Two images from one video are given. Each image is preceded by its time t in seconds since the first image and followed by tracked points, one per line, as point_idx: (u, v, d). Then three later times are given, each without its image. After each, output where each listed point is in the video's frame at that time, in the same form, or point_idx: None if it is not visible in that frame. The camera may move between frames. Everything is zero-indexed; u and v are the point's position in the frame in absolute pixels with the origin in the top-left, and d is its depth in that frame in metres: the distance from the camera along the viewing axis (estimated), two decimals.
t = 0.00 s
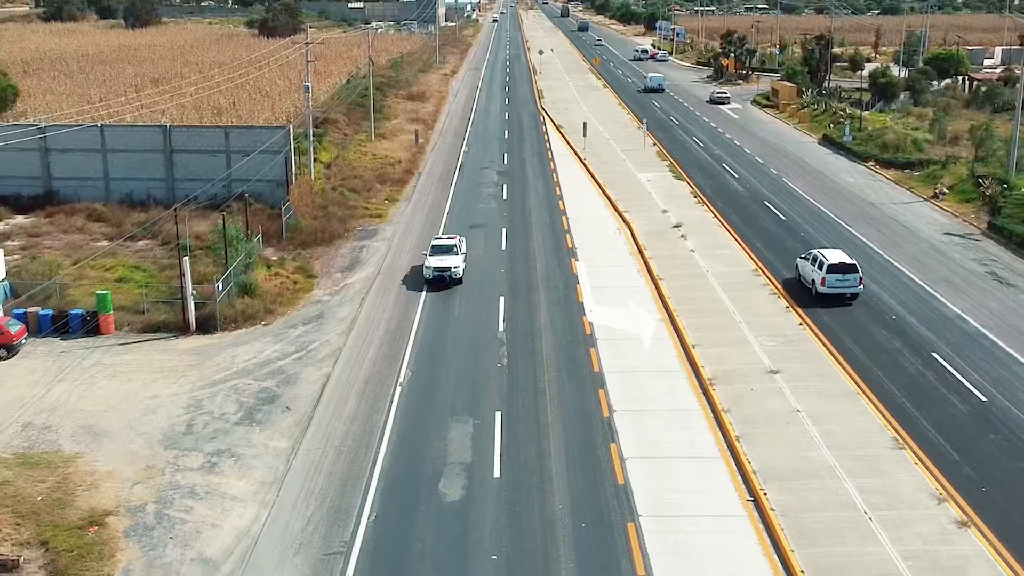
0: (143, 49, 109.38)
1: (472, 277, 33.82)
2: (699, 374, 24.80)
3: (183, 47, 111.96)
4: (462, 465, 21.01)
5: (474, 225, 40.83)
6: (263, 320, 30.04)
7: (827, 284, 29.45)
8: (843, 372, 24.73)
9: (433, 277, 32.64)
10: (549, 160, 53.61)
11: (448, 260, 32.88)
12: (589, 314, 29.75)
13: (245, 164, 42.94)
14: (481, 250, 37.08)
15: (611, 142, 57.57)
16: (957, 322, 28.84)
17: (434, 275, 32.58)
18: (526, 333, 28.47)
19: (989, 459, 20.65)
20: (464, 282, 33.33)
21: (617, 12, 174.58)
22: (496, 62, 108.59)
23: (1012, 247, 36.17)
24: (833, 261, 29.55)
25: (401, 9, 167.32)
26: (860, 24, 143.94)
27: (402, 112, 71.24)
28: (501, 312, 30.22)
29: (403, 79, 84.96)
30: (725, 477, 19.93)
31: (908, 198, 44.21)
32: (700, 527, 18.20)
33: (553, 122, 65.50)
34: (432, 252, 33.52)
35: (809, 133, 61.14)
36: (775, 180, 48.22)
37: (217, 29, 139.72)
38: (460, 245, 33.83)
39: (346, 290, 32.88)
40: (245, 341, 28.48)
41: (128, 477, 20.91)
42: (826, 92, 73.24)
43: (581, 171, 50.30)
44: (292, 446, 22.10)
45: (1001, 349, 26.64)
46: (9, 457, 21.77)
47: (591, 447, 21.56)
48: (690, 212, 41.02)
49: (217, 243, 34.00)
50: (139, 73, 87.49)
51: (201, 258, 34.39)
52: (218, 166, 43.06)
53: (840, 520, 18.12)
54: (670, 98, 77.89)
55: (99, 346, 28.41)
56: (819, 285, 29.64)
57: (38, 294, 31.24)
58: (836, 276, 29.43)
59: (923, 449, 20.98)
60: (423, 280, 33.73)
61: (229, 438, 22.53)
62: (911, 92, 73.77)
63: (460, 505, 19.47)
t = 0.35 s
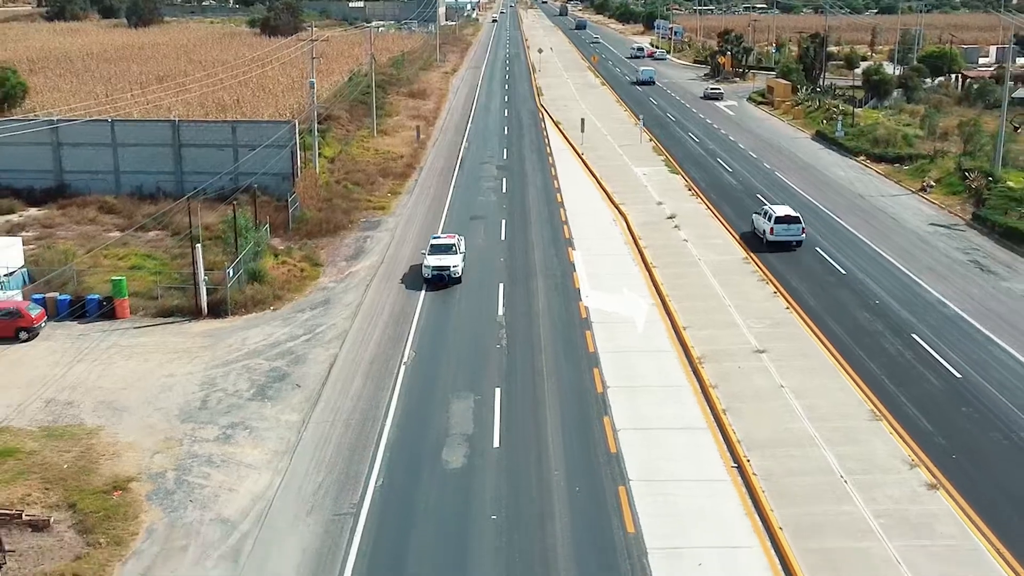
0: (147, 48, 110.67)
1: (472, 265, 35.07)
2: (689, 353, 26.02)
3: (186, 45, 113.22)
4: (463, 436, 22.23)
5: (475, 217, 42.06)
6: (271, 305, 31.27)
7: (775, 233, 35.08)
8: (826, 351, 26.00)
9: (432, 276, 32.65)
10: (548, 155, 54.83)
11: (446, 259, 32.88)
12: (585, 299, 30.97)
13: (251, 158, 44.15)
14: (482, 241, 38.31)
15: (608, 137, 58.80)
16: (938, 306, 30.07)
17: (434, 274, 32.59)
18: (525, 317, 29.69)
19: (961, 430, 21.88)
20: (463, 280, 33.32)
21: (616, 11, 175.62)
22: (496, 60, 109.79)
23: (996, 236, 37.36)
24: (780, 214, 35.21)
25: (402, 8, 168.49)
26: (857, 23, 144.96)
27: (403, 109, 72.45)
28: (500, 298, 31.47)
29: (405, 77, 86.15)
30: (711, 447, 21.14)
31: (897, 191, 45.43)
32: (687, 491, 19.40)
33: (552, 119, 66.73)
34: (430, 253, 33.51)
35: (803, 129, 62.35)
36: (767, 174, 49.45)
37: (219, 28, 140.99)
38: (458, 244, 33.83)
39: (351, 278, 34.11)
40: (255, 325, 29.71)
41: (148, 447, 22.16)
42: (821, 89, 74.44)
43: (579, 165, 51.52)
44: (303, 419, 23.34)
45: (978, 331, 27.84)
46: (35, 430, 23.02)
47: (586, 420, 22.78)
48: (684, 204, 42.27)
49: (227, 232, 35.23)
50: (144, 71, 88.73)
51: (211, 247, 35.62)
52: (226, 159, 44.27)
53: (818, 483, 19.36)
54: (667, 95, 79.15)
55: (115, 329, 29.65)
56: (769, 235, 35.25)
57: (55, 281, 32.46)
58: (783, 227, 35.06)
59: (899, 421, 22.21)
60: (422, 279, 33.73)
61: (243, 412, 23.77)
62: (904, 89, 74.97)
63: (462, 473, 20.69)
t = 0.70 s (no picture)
0: (150, 46, 111.93)
1: (472, 253, 36.42)
2: (679, 332, 27.38)
3: (190, 44, 114.59)
4: (465, 408, 23.59)
5: (476, 208, 43.41)
6: (281, 290, 32.61)
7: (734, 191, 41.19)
8: (809, 331, 27.38)
9: (432, 275, 32.51)
10: (547, 150, 56.20)
11: (445, 259, 32.76)
12: (580, 284, 32.33)
13: (258, 151, 45.50)
14: (482, 230, 39.64)
15: (605, 133, 60.16)
16: (919, 290, 31.43)
17: (433, 273, 32.45)
18: (523, 301, 31.04)
19: (934, 401, 23.25)
20: (461, 279, 33.16)
21: (614, 10, 176.91)
22: (495, 59, 111.14)
23: (978, 226, 38.70)
24: (739, 175, 41.32)
25: (403, 7, 169.69)
26: (854, 22, 146.23)
27: (404, 106, 73.80)
28: (500, 283, 32.83)
29: (406, 74, 87.48)
30: (698, 416, 22.49)
31: (886, 183, 46.79)
32: (674, 455, 20.74)
33: (551, 115, 68.06)
34: (429, 252, 33.41)
35: (796, 125, 63.74)
36: (760, 167, 50.80)
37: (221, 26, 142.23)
38: (457, 244, 33.72)
39: (357, 265, 35.46)
40: (266, 308, 31.07)
41: (169, 418, 23.51)
42: (814, 86, 75.87)
43: (577, 160, 52.89)
44: (313, 393, 24.71)
45: (956, 313, 29.20)
46: (60, 403, 24.36)
47: (581, 394, 24.09)
48: (678, 196, 43.64)
49: (237, 221, 36.60)
50: (149, 69, 90.02)
51: (221, 236, 36.97)
52: (233, 153, 45.61)
53: (797, 447, 20.72)
54: (664, 92, 80.51)
55: (131, 312, 30.97)
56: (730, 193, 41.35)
57: (72, 268, 33.79)
58: (740, 186, 41.21)
59: (875, 393, 23.58)
60: (422, 279, 33.56)
61: (256, 387, 25.12)
62: (896, 87, 76.48)
63: (463, 440, 22.01)
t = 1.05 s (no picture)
0: (153, 44, 113.14)
1: (473, 243, 37.64)
2: (671, 316, 28.62)
3: (193, 43, 115.78)
4: (466, 385, 24.82)
5: (475, 201, 44.64)
6: (288, 278, 33.81)
7: (706, 165, 46.70)
8: (795, 314, 28.61)
9: (430, 276, 32.43)
10: (545, 145, 57.41)
11: (444, 259, 32.67)
12: (577, 272, 33.55)
13: (264, 146, 46.71)
14: (482, 222, 40.88)
15: (602, 129, 61.35)
16: (903, 277, 32.67)
17: (432, 274, 32.35)
18: (522, 288, 32.25)
19: (911, 379, 24.49)
20: (460, 280, 33.06)
21: (614, 9, 178.04)
22: (495, 57, 112.35)
23: (963, 217, 39.91)
24: (709, 151, 46.82)
25: (403, 6, 170.77)
26: (850, 21, 147.35)
27: (406, 103, 75.02)
28: (499, 271, 34.06)
29: (407, 72, 88.65)
30: (687, 392, 23.71)
31: (876, 177, 48.00)
32: (664, 427, 21.96)
33: (550, 112, 69.25)
34: (428, 252, 33.37)
35: (789, 121, 64.97)
36: (753, 162, 52.03)
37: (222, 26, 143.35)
38: (456, 244, 33.66)
39: (361, 254, 36.66)
40: (274, 295, 32.28)
41: (184, 396, 24.73)
42: (809, 83, 77.11)
43: (574, 154, 54.10)
44: (322, 372, 25.93)
45: (937, 299, 30.44)
46: (80, 382, 25.56)
47: (576, 373, 25.31)
48: (673, 189, 44.88)
49: (245, 213, 37.82)
50: (153, 66, 91.17)
51: (229, 226, 38.15)
52: (240, 148, 46.83)
53: (781, 420, 21.94)
54: (661, 89, 81.71)
55: (145, 299, 32.15)
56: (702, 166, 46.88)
57: (87, 258, 35.02)
58: (711, 161, 46.67)
59: (856, 371, 24.80)
60: (420, 279, 33.45)
61: (267, 367, 26.35)
62: (890, 84, 77.72)
63: (465, 415, 23.22)
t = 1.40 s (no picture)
0: (157, 43, 114.35)
1: (474, 235, 38.82)
2: (663, 302, 29.82)
3: (196, 42, 117.03)
4: (466, 365, 26.06)
5: (475, 195, 45.83)
6: (294, 268, 34.98)
7: (685, 143, 52.39)
8: (782, 300, 29.83)
9: (429, 277, 32.29)
10: (544, 141, 58.60)
11: (442, 261, 32.56)
12: (574, 261, 34.78)
13: (270, 142, 47.84)
14: (482, 215, 42.08)
15: (600, 126, 62.49)
16: (888, 266, 33.88)
17: (431, 275, 32.22)
18: (521, 276, 33.45)
19: (891, 360, 25.70)
20: (459, 281, 32.93)
21: (613, 8, 179.01)
22: (495, 56, 113.51)
23: (950, 210, 41.06)
24: (688, 131, 52.56)
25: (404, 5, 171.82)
26: (847, 21, 148.25)
27: (407, 101, 76.20)
28: (499, 261, 35.25)
29: (408, 71, 89.79)
30: (677, 371, 24.97)
31: (866, 172, 49.18)
32: (654, 403, 23.19)
33: (549, 110, 70.41)
34: (427, 253, 33.23)
35: (784, 118, 66.12)
36: (747, 157, 53.23)
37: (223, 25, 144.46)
38: (455, 246, 33.55)
39: (364, 245, 37.83)
40: (281, 283, 33.47)
41: (197, 376, 25.94)
42: (804, 82, 78.22)
43: (572, 150, 55.30)
44: (329, 354, 27.13)
45: (919, 286, 31.64)
46: (98, 363, 26.76)
47: (572, 354, 26.52)
48: (668, 183, 46.07)
49: (252, 206, 38.99)
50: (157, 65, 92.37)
51: (236, 218, 39.35)
52: (246, 143, 47.96)
53: (766, 397, 23.13)
54: (659, 87, 82.83)
55: (157, 287, 33.36)
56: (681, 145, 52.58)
57: (99, 249, 36.21)
58: (690, 140, 52.41)
59: (839, 353, 25.99)
60: (418, 281, 33.35)
61: (276, 350, 27.55)
62: (884, 82, 78.76)
63: (465, 393, 24.42)
